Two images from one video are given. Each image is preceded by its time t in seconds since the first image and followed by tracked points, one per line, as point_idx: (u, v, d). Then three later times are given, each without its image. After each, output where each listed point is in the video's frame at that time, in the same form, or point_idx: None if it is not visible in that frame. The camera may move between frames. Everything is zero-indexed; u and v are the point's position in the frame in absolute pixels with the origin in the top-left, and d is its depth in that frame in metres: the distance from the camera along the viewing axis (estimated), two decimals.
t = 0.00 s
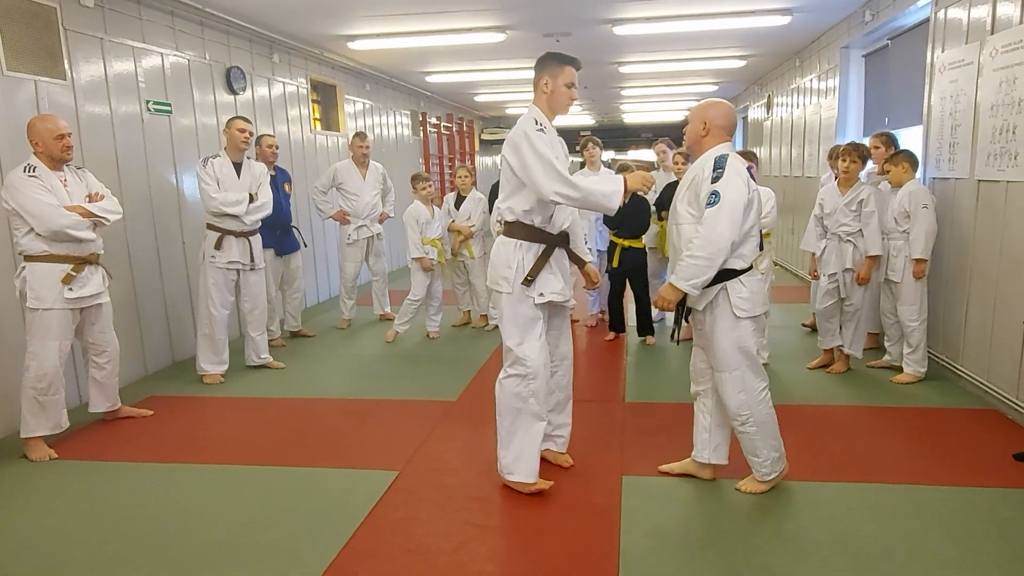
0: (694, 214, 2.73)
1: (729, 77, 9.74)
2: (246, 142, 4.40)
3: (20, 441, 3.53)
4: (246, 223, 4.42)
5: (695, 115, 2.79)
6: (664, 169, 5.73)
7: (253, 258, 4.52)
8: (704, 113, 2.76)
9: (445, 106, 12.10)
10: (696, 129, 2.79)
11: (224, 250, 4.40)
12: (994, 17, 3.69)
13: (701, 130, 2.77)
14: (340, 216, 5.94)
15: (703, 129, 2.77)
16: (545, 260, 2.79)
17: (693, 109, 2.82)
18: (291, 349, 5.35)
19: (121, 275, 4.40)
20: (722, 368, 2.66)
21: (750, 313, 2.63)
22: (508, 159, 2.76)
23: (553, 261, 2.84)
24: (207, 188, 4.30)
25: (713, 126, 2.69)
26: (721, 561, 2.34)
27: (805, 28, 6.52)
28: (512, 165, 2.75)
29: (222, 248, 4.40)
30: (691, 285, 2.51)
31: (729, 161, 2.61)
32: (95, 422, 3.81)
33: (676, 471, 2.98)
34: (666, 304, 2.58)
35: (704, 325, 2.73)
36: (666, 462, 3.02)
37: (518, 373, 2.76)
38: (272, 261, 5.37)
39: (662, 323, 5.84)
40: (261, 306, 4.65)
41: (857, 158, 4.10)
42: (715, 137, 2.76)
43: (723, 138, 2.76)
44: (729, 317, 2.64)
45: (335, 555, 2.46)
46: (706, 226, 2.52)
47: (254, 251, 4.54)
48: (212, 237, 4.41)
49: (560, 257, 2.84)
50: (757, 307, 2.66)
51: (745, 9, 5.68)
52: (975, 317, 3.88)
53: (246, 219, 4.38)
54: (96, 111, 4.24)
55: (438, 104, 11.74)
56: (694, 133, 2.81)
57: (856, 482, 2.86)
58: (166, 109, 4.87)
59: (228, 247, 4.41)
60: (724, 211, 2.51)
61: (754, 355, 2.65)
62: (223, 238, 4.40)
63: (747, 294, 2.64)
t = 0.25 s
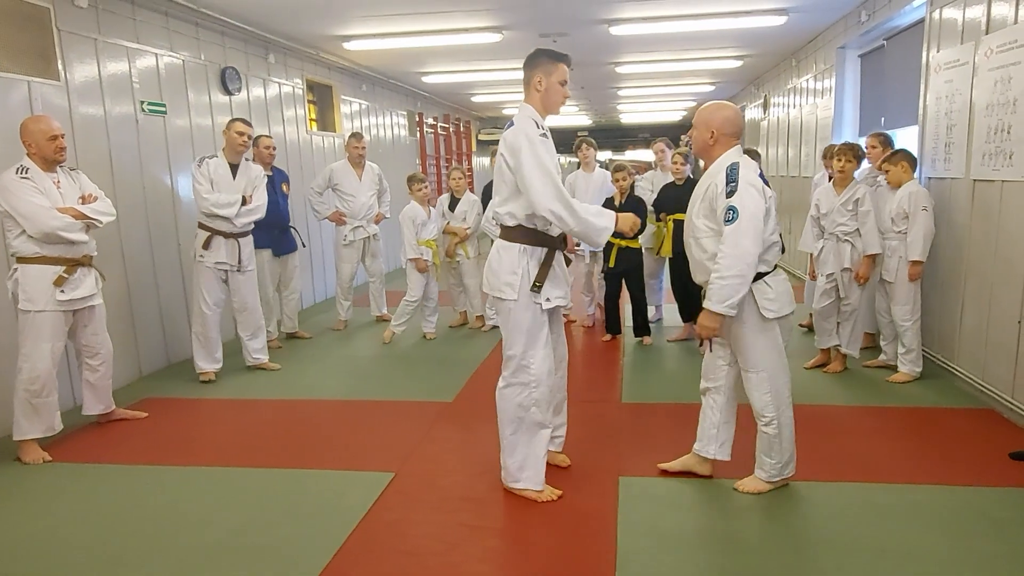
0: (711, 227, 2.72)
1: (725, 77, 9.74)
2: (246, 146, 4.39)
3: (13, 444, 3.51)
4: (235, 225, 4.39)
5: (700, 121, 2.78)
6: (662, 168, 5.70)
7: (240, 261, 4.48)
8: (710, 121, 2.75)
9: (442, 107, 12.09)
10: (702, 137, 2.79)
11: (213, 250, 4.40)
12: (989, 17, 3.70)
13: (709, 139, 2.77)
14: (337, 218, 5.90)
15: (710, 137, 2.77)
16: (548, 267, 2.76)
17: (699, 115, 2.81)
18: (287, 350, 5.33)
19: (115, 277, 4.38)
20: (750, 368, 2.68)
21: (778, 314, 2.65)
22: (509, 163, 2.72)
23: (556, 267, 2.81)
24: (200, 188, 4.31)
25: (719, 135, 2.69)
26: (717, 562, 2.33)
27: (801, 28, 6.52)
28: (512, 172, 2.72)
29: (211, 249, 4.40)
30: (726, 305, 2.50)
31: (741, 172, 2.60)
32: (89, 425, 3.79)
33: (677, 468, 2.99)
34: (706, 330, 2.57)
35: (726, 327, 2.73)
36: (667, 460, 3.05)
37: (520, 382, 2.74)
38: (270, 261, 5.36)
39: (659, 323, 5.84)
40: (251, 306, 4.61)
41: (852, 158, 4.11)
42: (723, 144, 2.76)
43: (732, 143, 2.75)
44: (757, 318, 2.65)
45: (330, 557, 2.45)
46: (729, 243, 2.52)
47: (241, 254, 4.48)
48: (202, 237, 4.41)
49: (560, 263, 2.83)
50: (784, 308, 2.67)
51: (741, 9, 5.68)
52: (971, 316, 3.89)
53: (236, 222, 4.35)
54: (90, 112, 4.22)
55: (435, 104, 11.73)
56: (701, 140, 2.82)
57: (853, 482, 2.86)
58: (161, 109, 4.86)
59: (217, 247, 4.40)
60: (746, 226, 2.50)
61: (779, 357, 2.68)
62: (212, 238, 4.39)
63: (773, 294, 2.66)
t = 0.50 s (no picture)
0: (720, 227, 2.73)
1: (719, 77, 9.76)
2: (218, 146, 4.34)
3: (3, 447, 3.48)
4: (219, 225, 4.37)
5: (702, 122, 2.81)
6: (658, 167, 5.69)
7: (230, 261, 4.44)
8: (711, 120, 2.78)
9: (436, 107, 12.08)
10: (704, 136, 2.82)
11: (198, 253, 4.37)
12: (981, 17, 3.71)
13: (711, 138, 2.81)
14: (330, 218, 5.90)
15: (713, 136, 2.80)
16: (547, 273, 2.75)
17: (699, 115, 2.83)
18: (280, 352, 5.31)
19: (106, 278, 4.35)
20: (748, 366, 2.70)
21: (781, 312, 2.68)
22: (500, 165, 2.68)
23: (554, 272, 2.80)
24: (179, 190, 4.27)
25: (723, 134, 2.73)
26: (710, 562, 2.33)
27: (794, 28, 6.53)
28: (501, 176, 2.68)
29: (195, 252, 4.37)
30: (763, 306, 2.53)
31: (746, 170, 2.61)
32: (80, 427, 3.76)
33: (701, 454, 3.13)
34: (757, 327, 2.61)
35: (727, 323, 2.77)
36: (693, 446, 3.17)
37: (512, 388, 2.73)
38: (265, 261, 5.35)
39: (653, 323, 5.84)
40: (241, 307, 4.58)
41: (845, 158, 4.11)
42: (726, 142, 2.80)
43: (734, 141, 2.79)
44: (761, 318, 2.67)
45: (322, 559, 2.43)
46: (750, 245, 2.53)
47: (231, 255, 4.46)
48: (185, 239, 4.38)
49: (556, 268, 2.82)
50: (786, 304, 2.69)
51: (735, 9, 5.68)
52: (963, 315, 3.90)
53: (220, 221, 4.33)
54: (80, 112, 4.19)
55: (429, 104, 11.71)
56: (704, 140, 2.84)
57: (846, 481, 2.86)
58: (152, 110, 4.83)
59: (201, 250, 4.37)
60: (764, 226, 2.52)
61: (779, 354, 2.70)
62: (197, 241, 4.37)
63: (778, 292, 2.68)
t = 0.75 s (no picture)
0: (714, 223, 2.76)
1: (714, 77, 9.77)
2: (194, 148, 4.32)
3: None
4: (202, 227, 4.34)
5: (704, 119, 2.81)
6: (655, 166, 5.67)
7: (212, 264, 4.41)
8: (713, 117, 2.79)
9: (431, 107, 12.06)
10: (704, 133, 2.82)
11: (182, 256, 4.31)
12: (974, 17, 3.72)
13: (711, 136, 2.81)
14: (324, 219, 5.89)
15: (714, 133, 2.80)
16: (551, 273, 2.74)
17: (699, 113, 2.84)
18: (274, 353, 5.29)
19: (98, 280, 4.33)
20: (735, 363, 2.73)
21: (766, 309, 2.72)
22: (495, 168, 2.67)
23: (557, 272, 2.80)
24: (160, 193, 4.21)
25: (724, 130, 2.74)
26: (705, 562, 2.32)
27: (788, 28, 6.54)
28: (496, 179, 2.67)
29: (179, 255, 4.32)
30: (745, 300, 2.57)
31: (744, 168, 2.64)
32: (72, 430, 3.74)
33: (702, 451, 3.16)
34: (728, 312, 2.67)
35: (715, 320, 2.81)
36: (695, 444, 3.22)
37: (509, 389, 2.72)
38: (263, 261, 5.32)
39: (649, 323, 5.84)
40: (230, 308, 4.56)
41: (839, 158, 4.12)
42: (725, 141, 2.81)
43: (733, 141, 2.81)
44: (746, 315, 2.71)
45: (316, 561, 2.42)
46: (743, 240, 2.56)
47: (214, 258, 4.43)
48: (169, 243, 4.32)
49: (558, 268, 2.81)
50: (771, 302, 2.73)
51: (729, 9, 5.68)
52: (957, 314, 3.91)
53: (203, 224, 4.32)
54: (72, 112, 4.17)
55: (424, 104, 11.69)
56: (703, 137, 2.84)
57: (841, 480, 2.87)
58: (145, 110, 4.80)
59: (185, 253, 4.32)
60: (758, 222, 2.55)
61: (765, 351, 2.72)
62: (179, 243, 4.31)
63: (763, 290, 2.72)
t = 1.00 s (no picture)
0: (701, 213, 2.79)
1: (709, 77, 9.79)
2: (176, 148, 4.24)
3: None
4: (193, 225, 4.33)
5: (704, 114, 2.83)
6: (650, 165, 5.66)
7: (203, 263, 4.39)
8: (712, 113, 2.81)
9: (427, 107, 12.04)
10: (702, 129, 2.84)
11: (174, 256, 4.30)
12: (968, 16, 3.73)
13: (709, 132, 2.83)
14: (314, 220, 5.93)
15: (712, 129, 2.82)
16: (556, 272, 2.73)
17: (698, 110, 2.86)
18: (270, 354, 5.28)
19: (93, 281, 4.31)
20: (716, 356, 2.77)
21: (744, 306, 2.76)
22: (494, 171, 2.67)
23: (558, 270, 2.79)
24: (147, 194, 4.16)
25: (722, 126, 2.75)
26: (703, 562, 2.32)
27: (783, 28, 6.56)
28: (496, 180, 2.67)
29: (171, 255, 4.29)
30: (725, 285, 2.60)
31: (734, 162, 2.69)
32: (67, 432, 3.72)
33: (700, 451, 3.16)
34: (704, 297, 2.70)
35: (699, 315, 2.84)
36: (691, 444, 3.22)
37: (511, 386, 2.72)
38: (260, 262, 5.30)
39: (645, 322, 5.85)
40: (219, 310, 4.53)
41: (835, 157, 4.13)
42: (722, 136, 2.82)
43: (730, 138, 2.82)
44: (722, 309, 2.75)
45: (313, 563, 2.41)
46: (730, 227, 2.60)
47: (205, 257, 4.42)
48: (160, 244, 4.29)
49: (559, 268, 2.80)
50: (749, 300, 2.77)
51: (724, 9, 5.69)
52: (952, 313, 3.91)
53: (193, 222, 4.29)
54: (66, 113, 4.14)
55: (419, 105, 11.68)
56: (701, 132, 2.85)
57: (838, 478, 2.87)
58: (139, 111, 4.78)
59: (177, 254, 4.30)
60: (745, 212, 2.60)
61: (746, 347, 2.75)
62: (171, 244, 4.29)
63: (742, 288, 2.76)
